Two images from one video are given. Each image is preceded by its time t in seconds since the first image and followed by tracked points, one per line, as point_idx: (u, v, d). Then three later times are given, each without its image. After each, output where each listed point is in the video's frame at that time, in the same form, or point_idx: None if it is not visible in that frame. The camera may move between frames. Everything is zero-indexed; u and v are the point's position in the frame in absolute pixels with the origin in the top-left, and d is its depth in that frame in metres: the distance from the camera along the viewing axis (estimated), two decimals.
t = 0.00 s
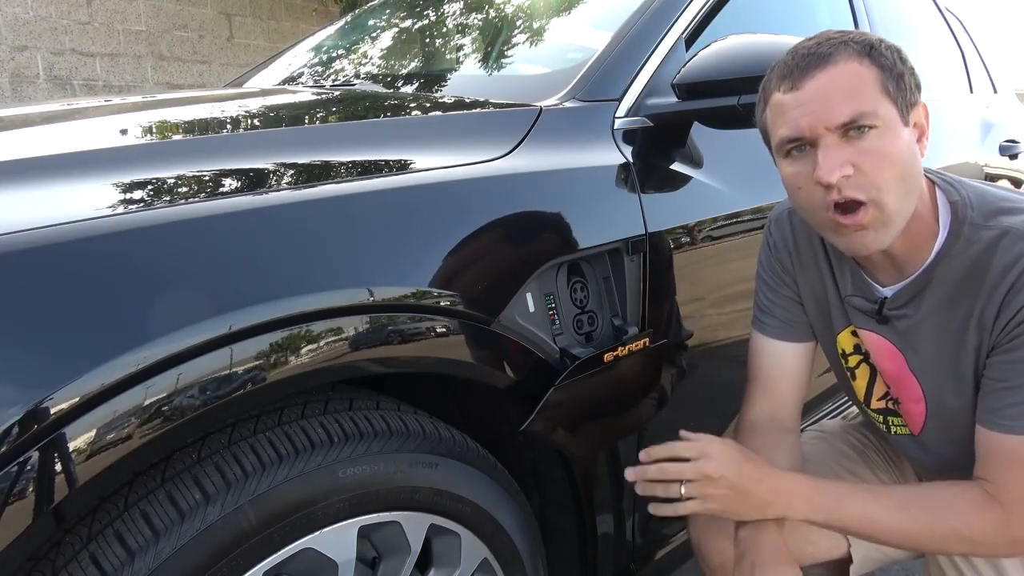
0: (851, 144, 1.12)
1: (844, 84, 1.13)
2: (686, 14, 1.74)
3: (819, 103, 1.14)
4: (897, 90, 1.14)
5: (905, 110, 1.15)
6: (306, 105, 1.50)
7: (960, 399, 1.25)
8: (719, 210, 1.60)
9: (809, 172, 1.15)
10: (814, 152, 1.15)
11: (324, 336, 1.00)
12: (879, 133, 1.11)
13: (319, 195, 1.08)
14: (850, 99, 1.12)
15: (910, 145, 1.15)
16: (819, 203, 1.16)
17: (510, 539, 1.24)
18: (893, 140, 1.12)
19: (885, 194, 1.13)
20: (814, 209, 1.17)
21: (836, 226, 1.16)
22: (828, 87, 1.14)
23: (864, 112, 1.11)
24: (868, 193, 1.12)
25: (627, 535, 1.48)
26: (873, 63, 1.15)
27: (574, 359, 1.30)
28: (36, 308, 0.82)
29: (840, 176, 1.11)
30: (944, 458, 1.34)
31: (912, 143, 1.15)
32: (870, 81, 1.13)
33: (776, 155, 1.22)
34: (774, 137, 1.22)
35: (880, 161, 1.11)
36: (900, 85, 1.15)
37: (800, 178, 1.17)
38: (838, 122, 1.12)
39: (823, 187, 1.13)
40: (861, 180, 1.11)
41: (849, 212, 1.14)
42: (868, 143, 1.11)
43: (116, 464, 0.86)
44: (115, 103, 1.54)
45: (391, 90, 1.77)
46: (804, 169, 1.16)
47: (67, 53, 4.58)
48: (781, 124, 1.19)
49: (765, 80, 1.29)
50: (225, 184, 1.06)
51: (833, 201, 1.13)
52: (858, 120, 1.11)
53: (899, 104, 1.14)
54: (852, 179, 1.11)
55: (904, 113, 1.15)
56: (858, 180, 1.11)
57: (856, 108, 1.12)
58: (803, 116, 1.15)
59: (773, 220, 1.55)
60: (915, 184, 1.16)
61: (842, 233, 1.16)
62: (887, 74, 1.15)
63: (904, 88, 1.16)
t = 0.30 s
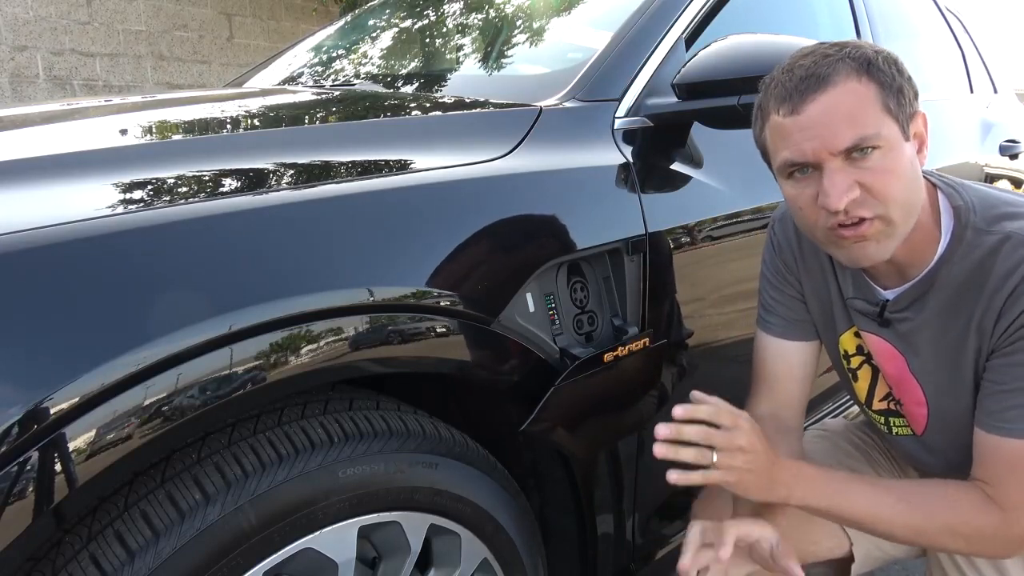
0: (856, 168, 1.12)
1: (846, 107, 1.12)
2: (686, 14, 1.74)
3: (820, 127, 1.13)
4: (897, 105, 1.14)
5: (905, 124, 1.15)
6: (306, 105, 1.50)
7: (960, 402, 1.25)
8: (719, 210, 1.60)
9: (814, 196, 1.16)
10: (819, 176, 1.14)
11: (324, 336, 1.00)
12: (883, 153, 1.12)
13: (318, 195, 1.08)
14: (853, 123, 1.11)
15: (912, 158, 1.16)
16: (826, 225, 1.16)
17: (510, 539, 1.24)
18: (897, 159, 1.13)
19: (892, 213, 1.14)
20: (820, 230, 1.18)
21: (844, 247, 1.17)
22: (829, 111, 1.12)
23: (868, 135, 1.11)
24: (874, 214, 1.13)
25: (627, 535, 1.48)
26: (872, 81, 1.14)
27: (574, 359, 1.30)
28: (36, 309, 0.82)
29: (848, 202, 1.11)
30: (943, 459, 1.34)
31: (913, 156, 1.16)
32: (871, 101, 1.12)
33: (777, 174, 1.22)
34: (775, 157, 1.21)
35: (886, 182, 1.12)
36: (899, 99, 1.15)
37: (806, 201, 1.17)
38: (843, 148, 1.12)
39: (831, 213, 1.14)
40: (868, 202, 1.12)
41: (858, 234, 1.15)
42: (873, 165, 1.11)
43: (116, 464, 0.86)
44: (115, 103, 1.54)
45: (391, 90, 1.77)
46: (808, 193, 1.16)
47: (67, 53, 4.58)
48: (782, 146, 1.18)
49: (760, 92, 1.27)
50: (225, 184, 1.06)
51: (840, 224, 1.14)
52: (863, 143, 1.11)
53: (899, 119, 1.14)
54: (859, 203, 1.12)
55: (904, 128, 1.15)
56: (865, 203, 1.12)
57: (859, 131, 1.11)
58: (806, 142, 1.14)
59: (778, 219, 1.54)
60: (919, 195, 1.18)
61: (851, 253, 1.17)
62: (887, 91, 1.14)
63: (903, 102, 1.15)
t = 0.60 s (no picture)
0: (857, 167, 1.12)
1: (846, 107, 1.12)
2: (686, 14, 1.74)
3: (820, 126, 1.13)
4: (898, 106, 1.14)
5: (906, 125, 1.15)
6: (306, 105, 1.50)
7: (960, 403, 1.25)
8: (719, 210, 1.60)
9: (815, 196, 1.16)
10: (819, 175, 1.15)
11: (324, 336, 1.00)
12: (884, 153, 1.12)
13: (319, 195, 1.08)
14: (853, 123, 1.11)
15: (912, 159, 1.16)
16: (827, 225, 1.16)
17: (510, 539, 1.24)
18: (898, 159, 1.13)
19: (894, 212, 1.14)
20: (821, 230, 1.18)
21: (845, 247, 1.17)
22: (830, 111, 1.12)
23: (869, 135, 1.11)
24: (876, 213, 1.13)
25: (627, 535, 1.48)
26: (873, 81, 1.14)
27: (574, 359, 1.30)
28: (37, 309, 0.82)
29: (849, 202, 1.12)
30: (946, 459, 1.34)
31: (914, 157, 1.16)
32: (871, 101, 1.12)
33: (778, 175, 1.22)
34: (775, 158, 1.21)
35: (887, 182, 1.12)
36: (901, 100, 1.15)
37: (806, 201, 1.17)
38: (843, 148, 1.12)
39: (831, 212, 1.14)
40: (869, 202, 1.12)
41: (858, 234, 1.15)
42: (874, 165, 1.11)
43: (116, 463, 0.86)
44: (116, 103, 1.54)
45: (391, 90, 1.77)
46: (809, 193, 1.16)
47: (67, 52, 4.58)
48: (783, 145, 1.18)
49: (761, 92, 1.27)
50: (225, 184, 1.06)
51: (841, 224, 1.14)
52: (864, 142, 1.11)
53: (900, 120, 1.14)
54: (860, 202, 1.12)
55: (906, 128, 1.15)
56: (866, 202, 1.12)
57: (860, 131, 1.11)
58: (806, 141, 1.14)
59: (778, 219, 1.54)
60: (920, 195, 1.18)
61: (851, 253, 1.17)
62: (888, 91, 1.14)
63: (904, 103, 1.15)
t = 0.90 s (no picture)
0: (810, 148, 1.14)
1: (817, 88, 1.14)
2: (686, 14, 1.74)
3: (787, 105, 1.16)
4: (880, 96, 1.11)
5: (886, 117, 1.11)
6: (306, 105, 1.50)
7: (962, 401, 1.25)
8: (719, 210, 1.60)
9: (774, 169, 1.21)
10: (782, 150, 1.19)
11: (324, 336, 1.00)
12: (842, 142, 1.12)
13: (319, 195, 1.08)
14: (817, 105, 1.13)
15: (886, 152, 1.13)
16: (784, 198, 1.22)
17: (510, 539, 1.24)
18: (857, 148, 1.12)
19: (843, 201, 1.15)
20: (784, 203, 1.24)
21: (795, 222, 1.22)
22: (801, 91, 1.15)
23: (826, 119, 1.12)
24: (824, 198, 1.15)
25: (627, 536, 1.48)
26: (857, 66, 1.12)
27: (574, 359, 1.29)
28: (37, 309, 0.82)
29: (792, 179, 1.17)
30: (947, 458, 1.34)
31: (891, 151, 1.13)
32: (845, 87, 1.12)
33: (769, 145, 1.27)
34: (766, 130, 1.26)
35: (835, 169, 1.12)
36: (886, 90, 1.11)
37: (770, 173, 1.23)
38: (800, 128, 1.15)
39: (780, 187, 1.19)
40: (813, 184, 1.15)
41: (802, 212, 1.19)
42: (826, 150, 1.13)
43: (116, 463, 0.86)
44: (115, 103, 1.54)
45: (391, 90, 1.77)
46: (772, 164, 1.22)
47: (67, 52, 4.58)
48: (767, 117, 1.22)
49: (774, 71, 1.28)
50: (225, 184, 1.06)
51: (790, 199, 1.20)
52: (821, 126, 1.13)
53: (878, 111, 1.11)
54: (804, 182, 1.16)
55: (882, 118, 1.11)
56: (811, 183, 1.15)
57: (819, 114, 1.13)
58: (775, 115, 1.18)
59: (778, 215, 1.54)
60: (890, 189, 1.15)
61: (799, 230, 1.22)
62: (872, 78, 1.11)
63: (894, 93, 1.11)
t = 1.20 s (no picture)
0: (796, 169, 1.14)
1: (802, 109, 1.12)
2: (686, 14, 1.74)
3: (771, 125, 1.15)
4: (864, 118, 1.10)
5: (871, 137, 1.11)
6: (306, 105, 1.50)
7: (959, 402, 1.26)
8: (719, 210, 1.60)
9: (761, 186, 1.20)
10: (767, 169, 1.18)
11: (324, 336, 1.00)
12: (827, 163, 1.11)
13: (319, 195, 1.08)
14: (802, 127, 1.12)
15: (872, 172, 1.13)
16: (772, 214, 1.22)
17: (510, 539, 1.24)
18: (843, 170, 1.11)
19: (830, 219, 1.15)
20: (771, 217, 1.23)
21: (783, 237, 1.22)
22: (786, 111, 1.13)
23: (812, 141, 1.11)
24: (812, 216, 1.15)
25: (627, 536, 1.48)
26: (841, 88, 1.11)
27: (574, 359, 1.30)
28: (37, 309, 0.82)
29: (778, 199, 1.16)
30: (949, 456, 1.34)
31: (877, 170, 1.13)
32: (830, 110, 1.11)
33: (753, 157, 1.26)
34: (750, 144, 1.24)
35: (822, 190, 1.12)
36: (871, 112, 1.10)
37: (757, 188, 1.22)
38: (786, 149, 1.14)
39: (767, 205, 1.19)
40: (801, 204, 1.15)
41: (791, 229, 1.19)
42: (812, 171, 1.12)
43: (116, 464, 0.86)
44: (115, 103, 1.54)
45: (391, 90, 1.77)
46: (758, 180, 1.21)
47: (67, 52, 4.58)
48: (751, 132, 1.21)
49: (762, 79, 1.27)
50: (225, 184, 1.06)
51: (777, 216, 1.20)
52: (808, 147, 1.12)
53: (864, 132, 1.11)
54: (791, 202, 1.16)
55: (866, 140, 1.11)
56: (798, 203, 1.15)
57: (806, 136, 1.11)
58: (760, 134, 1.17)
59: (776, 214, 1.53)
60: (877, 205, 1.16)
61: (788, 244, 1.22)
62: (857, 100, 1.10)
63: (879, 115, 1.11)
